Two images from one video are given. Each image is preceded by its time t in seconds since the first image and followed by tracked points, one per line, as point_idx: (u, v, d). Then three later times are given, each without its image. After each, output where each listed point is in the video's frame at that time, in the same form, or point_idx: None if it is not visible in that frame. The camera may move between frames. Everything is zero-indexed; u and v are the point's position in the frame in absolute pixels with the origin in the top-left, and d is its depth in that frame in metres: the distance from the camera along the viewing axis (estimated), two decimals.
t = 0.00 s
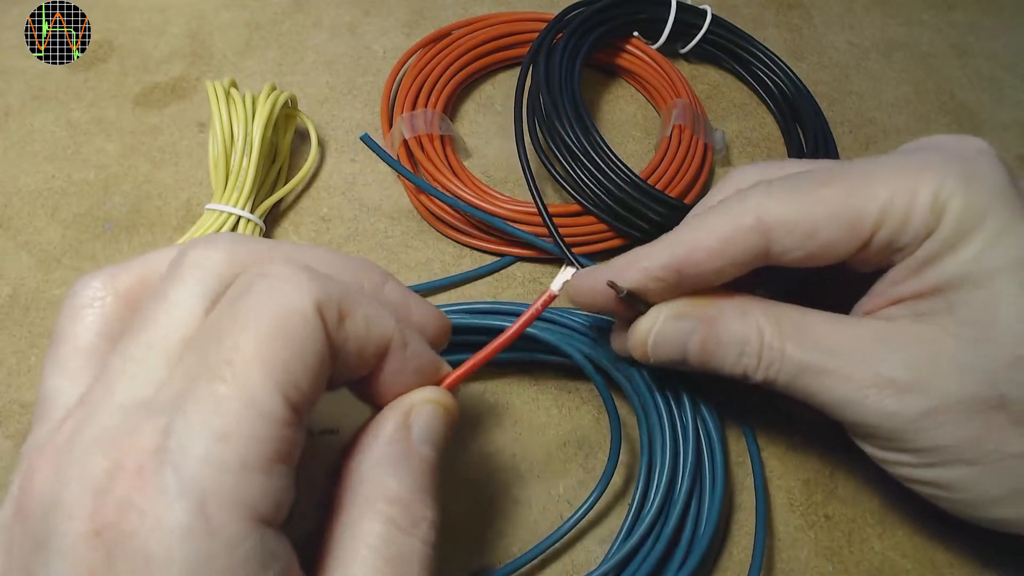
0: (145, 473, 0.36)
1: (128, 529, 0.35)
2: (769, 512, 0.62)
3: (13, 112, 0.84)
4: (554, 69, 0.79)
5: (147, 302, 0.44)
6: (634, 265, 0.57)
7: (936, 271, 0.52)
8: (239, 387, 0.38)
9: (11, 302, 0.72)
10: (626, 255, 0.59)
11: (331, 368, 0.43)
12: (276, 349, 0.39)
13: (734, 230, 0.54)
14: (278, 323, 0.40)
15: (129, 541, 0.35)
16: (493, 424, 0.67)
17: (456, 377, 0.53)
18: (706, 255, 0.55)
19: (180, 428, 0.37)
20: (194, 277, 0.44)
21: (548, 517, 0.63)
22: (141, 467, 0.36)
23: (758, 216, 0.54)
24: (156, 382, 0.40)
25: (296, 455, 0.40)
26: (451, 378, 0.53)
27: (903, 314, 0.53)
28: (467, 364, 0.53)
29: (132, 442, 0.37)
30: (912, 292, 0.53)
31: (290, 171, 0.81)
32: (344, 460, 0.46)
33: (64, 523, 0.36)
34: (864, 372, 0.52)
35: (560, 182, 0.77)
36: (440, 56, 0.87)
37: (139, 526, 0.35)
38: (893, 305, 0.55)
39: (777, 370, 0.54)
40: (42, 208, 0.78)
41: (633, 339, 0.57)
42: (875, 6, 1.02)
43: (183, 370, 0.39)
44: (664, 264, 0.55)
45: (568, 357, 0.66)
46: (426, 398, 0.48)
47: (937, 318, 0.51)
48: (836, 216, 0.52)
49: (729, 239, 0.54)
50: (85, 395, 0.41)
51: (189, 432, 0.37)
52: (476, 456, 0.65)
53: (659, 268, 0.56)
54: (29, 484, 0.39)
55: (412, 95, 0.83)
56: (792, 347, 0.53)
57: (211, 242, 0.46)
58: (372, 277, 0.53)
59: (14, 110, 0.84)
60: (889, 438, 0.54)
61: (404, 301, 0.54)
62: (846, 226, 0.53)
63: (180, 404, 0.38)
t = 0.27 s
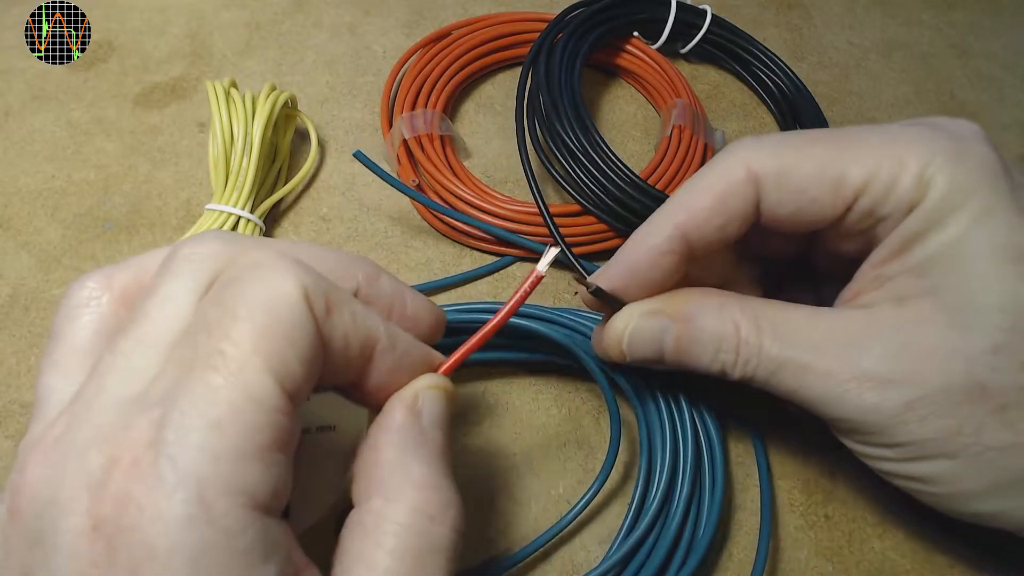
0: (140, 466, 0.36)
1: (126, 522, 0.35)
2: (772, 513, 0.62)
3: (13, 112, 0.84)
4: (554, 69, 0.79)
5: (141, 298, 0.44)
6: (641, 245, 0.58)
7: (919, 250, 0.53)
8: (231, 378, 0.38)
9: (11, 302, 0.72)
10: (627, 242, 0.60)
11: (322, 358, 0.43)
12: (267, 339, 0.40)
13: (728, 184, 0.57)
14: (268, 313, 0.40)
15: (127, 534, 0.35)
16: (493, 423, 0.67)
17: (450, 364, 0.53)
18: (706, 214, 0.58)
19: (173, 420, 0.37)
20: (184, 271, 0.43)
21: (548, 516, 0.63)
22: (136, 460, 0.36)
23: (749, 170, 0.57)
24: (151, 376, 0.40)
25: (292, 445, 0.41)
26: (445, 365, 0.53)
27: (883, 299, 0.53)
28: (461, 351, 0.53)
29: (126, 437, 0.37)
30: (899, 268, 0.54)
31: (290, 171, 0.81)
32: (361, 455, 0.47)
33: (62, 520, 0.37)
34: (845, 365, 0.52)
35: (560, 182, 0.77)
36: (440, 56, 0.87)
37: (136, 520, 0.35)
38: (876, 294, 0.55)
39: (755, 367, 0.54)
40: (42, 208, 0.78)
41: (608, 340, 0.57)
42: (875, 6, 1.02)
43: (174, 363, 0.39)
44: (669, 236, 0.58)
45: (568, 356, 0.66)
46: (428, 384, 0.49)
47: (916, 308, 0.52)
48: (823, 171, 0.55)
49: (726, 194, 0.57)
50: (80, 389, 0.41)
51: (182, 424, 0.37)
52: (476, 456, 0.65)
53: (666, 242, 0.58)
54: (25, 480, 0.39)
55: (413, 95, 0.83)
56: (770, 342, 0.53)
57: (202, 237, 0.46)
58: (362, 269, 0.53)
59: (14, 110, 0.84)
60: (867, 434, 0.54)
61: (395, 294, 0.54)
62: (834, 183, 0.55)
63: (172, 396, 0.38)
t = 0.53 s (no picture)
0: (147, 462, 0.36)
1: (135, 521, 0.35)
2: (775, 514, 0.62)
3: (13, 112, 0.84)
4: (554, 69, 0.79)
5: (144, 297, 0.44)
6: (633, 250, 0.58)
7: (917, 254, 0.53)
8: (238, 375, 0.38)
9: (11, 302, 0.72)
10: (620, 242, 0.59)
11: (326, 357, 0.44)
12: (273, 337, 0.40)
13: (723, 187, 0.57)
14: (273, 312, 0.41)
15: (137, 532, 0.35)
16: (494, 423, 0.67)
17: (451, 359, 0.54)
18: (702, 218, 0.58)
19: (181, 419, 0.37)
20: (188, 270, 0.43)
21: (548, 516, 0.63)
22: (142, 457, 0.36)
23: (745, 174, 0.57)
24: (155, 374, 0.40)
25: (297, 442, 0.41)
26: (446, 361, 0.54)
27: (881, 299, 0.54)
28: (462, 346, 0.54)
29: (133, 434, 0.37)
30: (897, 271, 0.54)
31: (290, 171, 0.81)
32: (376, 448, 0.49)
33: (69, 519, 0.36)
34: (838, 368, 0.51)
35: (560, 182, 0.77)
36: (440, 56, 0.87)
37: (146, 517, 0.35)
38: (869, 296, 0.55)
39: (744, 368, 0.54)
40: (42, 208, 0.78)
41: (596, 341, 0.57)
42: (874, 6, 1.02)
43: (178, 360, 0.39)
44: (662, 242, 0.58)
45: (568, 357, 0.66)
46: (434, 377, 0.51)
47: (913, 308, 0.52)
48: (820, 175, 0.56)
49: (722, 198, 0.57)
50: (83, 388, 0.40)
51: (191, 422, 0.37)
52: (476, 456, 0.65)
53: (656, 248, 0.58)
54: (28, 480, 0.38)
55: (413, 95, 0.83)
56: (760, 343, 0.53)
57: (205, 239, 0.46)
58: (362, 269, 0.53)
59: (14, 110, 0.84)
60: (860, 437, 0.54)
61: (396, 293, 0.54)
62: (830, 189, 0.56)
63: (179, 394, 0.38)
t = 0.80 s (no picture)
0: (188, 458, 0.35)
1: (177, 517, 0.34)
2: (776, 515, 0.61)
3: (13, 112, 0.84)
4: (554, 68, 0.79)
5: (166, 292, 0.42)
6: (625, 251, 0.58)
7: (913, 259, 0.53)
8: (277, 369, 0.38)
9: (11, 302, 0.72)
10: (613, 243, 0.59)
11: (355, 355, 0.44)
12: (309, 331, 0.40)
13: (719, 189, 0.57)
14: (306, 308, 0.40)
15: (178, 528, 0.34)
16: (494, 424, 0.67)
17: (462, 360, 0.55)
18: (696, 220, 0.57)
19: (221, 414, 0.36)
20: (212, 264, 0.43)
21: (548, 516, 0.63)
22: (182, 453, 0.35)
23: (740, 177, 0.57)
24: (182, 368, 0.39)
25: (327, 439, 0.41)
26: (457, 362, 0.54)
27: (883, 300, 0.53)
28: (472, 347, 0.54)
29: (171, 429, 0.36)
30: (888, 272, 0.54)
31: (290, 171, 0.81)
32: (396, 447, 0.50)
33: (104, 516, 0.35)
34: (831, 372, 0.51)
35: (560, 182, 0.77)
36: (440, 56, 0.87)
37: (189, 514, 0.34)
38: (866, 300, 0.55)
39: (736, 374, 0.54)
40: (42, 208, 0.78)
41: (587, 344, 0.57)
42: (874, 6, 1.02)
43: (211, 354, 0.38)
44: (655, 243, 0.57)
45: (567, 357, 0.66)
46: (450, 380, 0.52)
47: (912, 308, 0.52)
48: (815, 179, 0.55)
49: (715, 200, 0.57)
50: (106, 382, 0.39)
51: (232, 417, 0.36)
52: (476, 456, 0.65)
53: (649, 252, 0.57)
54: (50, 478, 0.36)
55: (413, 95, 0.83)
56: (753, 350, 0.53)
57: (227, 236, 0.45)
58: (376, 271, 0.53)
59: (14, 110, 0.84)
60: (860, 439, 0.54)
61: (407, 296, 0.54)
62: (825, 193, 0.55)
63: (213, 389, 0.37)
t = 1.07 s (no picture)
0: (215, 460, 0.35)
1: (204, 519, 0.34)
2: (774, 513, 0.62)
3: (13, 112, 0.84)
4: (554, 68, 0.79)
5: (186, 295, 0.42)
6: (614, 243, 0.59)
7: (906, 258, 0.53)
8: (306, 373, 0.38)
9: (11, 302, 0.72)
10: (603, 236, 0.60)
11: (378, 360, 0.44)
12: (337, 336, 0.40)
13: (708, 184, 0.57)
14: (333, 314, 0.40)
15: (207, 530, 0.34)
16: (494, 424, 0.67)
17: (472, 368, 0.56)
18: (684, 215, 0.58)
19: (250, 417, 0.36)
20: (235, 269, 0.43)
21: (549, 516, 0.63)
22: (211, 455, 0.35)
23: (731, 172, 0.57)
24: (207, 373, 0.38)
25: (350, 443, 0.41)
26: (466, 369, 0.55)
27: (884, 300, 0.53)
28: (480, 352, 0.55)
29: (200, 433, 0.36)
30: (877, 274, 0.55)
31: (290, 171, 0.81)
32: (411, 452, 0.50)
33: (130, 518, 0.35)
34: (823, 373, 0.51)
35: (560, 182, 0.77)
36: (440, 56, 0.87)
37: (219, 516, 0.34)
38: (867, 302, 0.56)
39: (724, 371, 0.54)
40: (42, 208, 0.78)
41: (573, 336, 0.59)
42: (875, 6, 1.02)
43: (239, 358, 0.38)
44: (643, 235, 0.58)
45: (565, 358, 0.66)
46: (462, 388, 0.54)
47: (911, 309, 0.52)
48: (806, 177, 0.55)
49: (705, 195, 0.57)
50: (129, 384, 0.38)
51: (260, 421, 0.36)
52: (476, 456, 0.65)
53: (637, 243, 0.58)
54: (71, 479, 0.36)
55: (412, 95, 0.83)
56: (742, 348, 0.53)
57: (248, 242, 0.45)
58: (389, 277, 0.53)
59: (14, 110, 0.84)
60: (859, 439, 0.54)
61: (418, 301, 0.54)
62: (816, 190, 0.55)
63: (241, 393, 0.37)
